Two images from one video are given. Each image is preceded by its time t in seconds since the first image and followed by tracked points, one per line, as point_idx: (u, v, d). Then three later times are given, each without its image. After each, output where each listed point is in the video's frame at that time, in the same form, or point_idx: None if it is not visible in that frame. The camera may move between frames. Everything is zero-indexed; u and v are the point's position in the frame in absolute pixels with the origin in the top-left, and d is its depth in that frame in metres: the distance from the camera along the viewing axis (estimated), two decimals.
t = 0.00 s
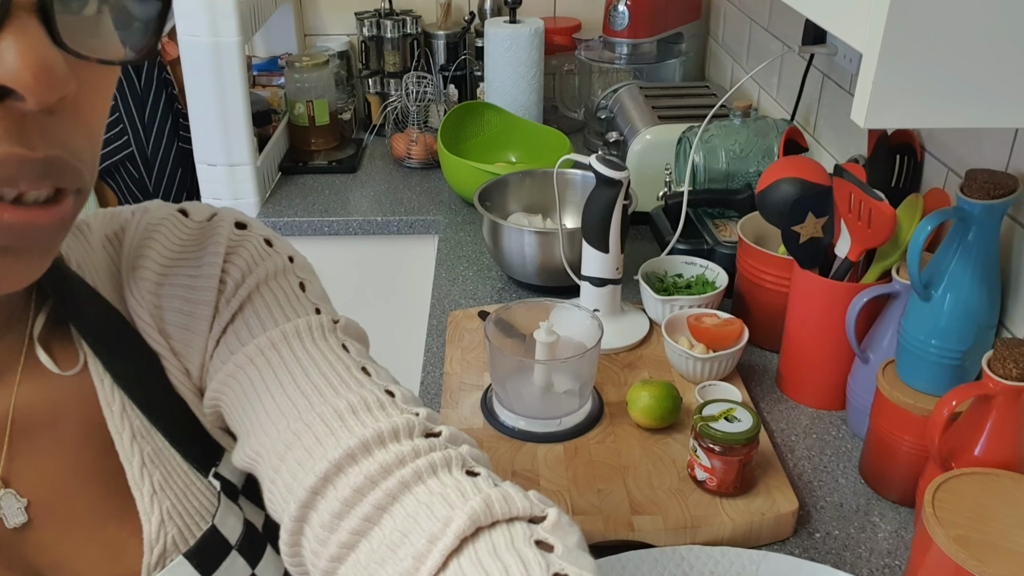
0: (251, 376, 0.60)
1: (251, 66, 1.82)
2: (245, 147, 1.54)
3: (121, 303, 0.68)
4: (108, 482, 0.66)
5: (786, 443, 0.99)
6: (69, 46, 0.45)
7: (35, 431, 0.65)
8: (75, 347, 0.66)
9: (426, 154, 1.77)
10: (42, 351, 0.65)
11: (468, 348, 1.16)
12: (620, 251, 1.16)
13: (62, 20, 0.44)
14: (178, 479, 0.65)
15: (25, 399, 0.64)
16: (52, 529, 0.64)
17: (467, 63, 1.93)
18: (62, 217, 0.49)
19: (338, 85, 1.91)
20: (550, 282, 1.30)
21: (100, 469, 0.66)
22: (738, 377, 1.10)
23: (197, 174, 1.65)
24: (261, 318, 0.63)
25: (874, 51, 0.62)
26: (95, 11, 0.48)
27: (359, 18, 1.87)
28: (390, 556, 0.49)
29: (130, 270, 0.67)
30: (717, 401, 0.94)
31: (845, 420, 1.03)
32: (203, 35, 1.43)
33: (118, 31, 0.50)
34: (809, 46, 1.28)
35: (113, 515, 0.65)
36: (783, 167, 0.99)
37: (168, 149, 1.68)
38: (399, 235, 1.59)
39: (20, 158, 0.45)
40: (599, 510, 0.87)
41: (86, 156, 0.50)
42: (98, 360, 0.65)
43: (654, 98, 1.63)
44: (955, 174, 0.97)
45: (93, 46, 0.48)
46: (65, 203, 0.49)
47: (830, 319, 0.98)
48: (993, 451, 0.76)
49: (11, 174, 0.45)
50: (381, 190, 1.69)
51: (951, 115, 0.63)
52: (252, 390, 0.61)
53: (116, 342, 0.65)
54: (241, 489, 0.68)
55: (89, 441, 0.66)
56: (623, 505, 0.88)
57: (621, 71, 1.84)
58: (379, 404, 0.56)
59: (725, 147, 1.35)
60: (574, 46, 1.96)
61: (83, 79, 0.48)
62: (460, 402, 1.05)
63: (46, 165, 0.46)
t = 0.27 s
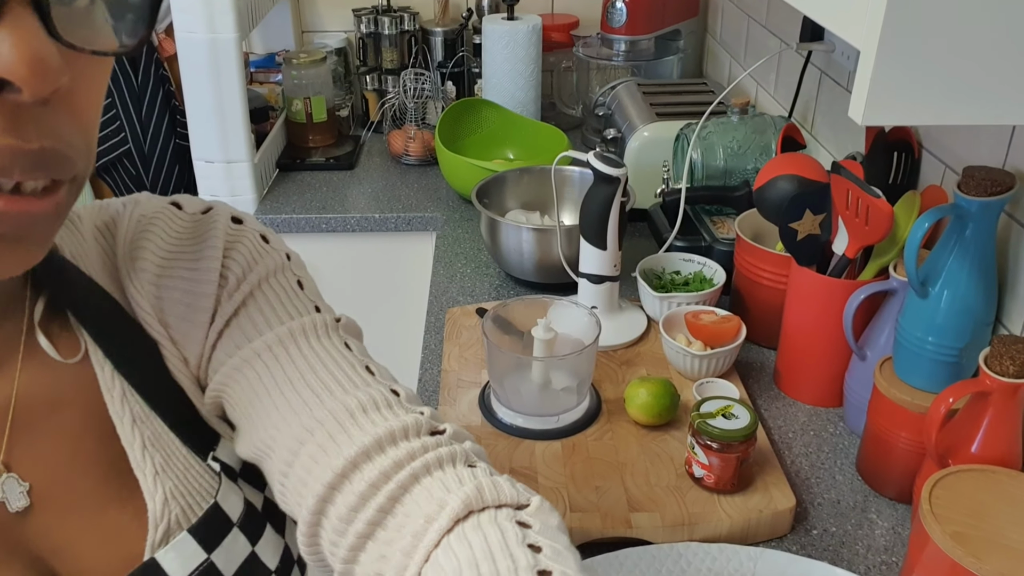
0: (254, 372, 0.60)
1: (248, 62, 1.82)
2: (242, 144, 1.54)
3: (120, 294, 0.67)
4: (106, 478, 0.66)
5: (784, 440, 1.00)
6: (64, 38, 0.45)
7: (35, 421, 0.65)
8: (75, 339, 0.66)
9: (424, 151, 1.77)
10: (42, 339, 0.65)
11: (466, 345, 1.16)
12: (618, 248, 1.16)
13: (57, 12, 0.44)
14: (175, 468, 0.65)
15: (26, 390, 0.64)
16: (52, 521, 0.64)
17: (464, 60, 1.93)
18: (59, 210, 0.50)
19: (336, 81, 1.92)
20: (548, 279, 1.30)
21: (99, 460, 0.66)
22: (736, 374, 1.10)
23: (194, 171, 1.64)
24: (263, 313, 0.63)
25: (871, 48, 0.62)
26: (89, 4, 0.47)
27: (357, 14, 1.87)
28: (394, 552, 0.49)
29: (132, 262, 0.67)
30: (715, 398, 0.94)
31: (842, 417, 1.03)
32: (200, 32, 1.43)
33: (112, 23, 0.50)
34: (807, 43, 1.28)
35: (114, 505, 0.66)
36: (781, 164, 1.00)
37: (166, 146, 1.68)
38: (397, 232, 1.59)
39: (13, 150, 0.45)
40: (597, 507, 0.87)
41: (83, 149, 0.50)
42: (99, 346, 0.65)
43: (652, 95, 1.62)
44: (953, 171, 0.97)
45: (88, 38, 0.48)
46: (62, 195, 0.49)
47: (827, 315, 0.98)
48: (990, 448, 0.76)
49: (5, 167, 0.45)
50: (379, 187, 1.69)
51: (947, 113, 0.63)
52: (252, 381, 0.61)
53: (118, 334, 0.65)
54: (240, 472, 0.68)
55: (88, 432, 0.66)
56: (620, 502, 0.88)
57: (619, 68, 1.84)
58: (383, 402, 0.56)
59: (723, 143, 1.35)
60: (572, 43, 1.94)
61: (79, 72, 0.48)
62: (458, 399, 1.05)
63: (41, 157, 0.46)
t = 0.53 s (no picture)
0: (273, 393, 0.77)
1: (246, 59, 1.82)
2: (240, 141, 1.53)
3: (138, 268, 0.74)
4: (117, 440, 0.68)
5: (782, 437, 1.00)
6: (88, 24, 0.47)
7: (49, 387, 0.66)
8: (97, 306, 0.69)
9: (422, 148, 1.77)
10: (72, 304, 0.68)
11: (465, 342, 1.16)
12: (616, 245, 1.16)
13: None
14: (198, 414, 0.71)
15: (47, 356, 0.66)
16: (68, 485, 0.65)
17: (463, 57, 1.92)
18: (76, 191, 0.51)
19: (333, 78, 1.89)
20: (546, 276, 1.30)
21: (114, 422, 0.68)
22: (734, 371, 1.10)
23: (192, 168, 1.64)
24: (278, 349, 0.80)
25: (870, 45, 0.62)
26: None
27: (355, 11, 1.86)
28: (375, 482, 0.77)
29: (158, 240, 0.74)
30: (714, 395, 0.94)
31: (839, 414, 1.03)
32: (198, 29, 1.42)
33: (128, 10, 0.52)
34: (805, 40, 1.28)
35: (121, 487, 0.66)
36: (778, 161, 1.00)
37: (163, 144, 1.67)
38: (395, 229, 1.59)
39: (40, 130, 0.47)
40: (596, 504, 0.87)
41: (101, 129, 0.51)
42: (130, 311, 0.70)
43: (650, 92, 1.62)
44: (950, 168, 0.97)
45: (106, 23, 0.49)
46: (83, 176, 0.51)
47: (825, 312, 0.99)
48: (987, 445, 0.77)
49: (28, 146, 0.47)
50: (377, 184, 1.69)
51: (946, 108, 0.63)
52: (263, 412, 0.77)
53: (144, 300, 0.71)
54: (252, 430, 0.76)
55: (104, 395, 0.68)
56: (619, 498, 0.88)
57: (617, 65, 1.84)
58: (400, 443, 0.79)
59: (721, 141, 1.35)
60: (570, 40, 1.97)
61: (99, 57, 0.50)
62: (457, 396, 1.05)
63: (64, 138, 0.48)
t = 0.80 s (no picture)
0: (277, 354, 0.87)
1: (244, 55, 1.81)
2: (238, 138, 1.53)
3: (162, 228, 0.83)
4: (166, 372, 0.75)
5: (780, 434, 1.00)
6: None
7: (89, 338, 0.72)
8: (131, 259, 0.78)
9: (420, 145, 1.77)
10: (111, 254, 0.76)
11: (463, 339, 1.16)
12: (615, 242, 1.16)
13: None
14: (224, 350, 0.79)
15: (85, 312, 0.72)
16: (117, 420, 0.70)
17: (461, 53, 1.92)
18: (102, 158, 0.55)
19: (331, 73, 1.87)
20: (544, 273, 1.30)
21: (150, 367, 0.74)
22: (732, 368, 1.10)
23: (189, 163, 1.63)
24: (278, 321, 0.90)
25: (869, 42, 0.62)
26: None
27: (353, 8, 1.86)
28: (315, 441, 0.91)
29: (171, 197, 0.84)
30: (712, 392, 0.94)
31: (837, 411, 1.04)
32: (196, 25, 1.42)
33: None
34: (803, 37, 1.28)
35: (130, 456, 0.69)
36: (777, 158, 1.00)
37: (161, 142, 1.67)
38: (393, 226, 1.59)
39: (71, 97, 0.52)
40: (594, 501, 0.87)
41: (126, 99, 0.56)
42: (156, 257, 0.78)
43: (649, 89, 1.62)
44: (949, 165, 0.97)
45: None
46: (112, 140, 0.55)
47: (824, 309, 0.99)
48: (985, 441, 0.77)
49: (58, 113, 0.51)
50: (375, 180, 1.69)
51: (944, 106, 0.63)
52: (279, 358, 0.88)
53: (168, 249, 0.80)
54: (270, 365, 0.83)
55: (145, 330, 0.75)
56: (617, 494, 0.88)
57: (615, 62, 1.84)
58: (334, 411, 0.94)
59: (720, 138, 1.35)
60: (569, 36, 1.97)
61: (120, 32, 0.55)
62: (455, 393, 1.05)
63: (92, 105, 0.53)
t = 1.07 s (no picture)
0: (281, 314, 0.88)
1: (241, 53, 1.81)
2: (236, 136, 1.53)
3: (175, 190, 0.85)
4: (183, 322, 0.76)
5: (778, 431, 1.00)
6: None
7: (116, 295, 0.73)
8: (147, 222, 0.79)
9: (418, 143, 1.77)
10: (134, 213, 0.78)
11: (461, 337, 1.16)
12: (613, 240, 1.16)
13: None
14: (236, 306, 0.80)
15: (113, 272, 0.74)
16: (148, 368, 0.72)
17: (459, 51, 1.91)
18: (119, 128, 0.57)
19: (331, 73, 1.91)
20: (543, 271, 1.30)
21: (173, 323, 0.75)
22: (731, 365, 1.10)
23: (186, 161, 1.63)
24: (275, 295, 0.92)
25: (867, 41, 0.62)
26: None
27: (351, 5, 1.86)
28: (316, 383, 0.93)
29: (185, 168, 0.87)
30: (710, 389, 0.94)
31: (835, 408, 1.04)
32: (194, 23, 1.42)
33: None
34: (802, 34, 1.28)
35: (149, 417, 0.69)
36: (774, 156, 1.00)
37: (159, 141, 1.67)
38: (391, 224, 1.59)
39: (85, 75, 0.53)
40: (591, 499, 0.87)
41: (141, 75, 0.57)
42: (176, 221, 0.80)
43: (647, 87, 1.62)
44: (947, 163, 0.97)
45: None
46: (125, 115, 0.57)
47: (821, 306, 0.99)
48: (982, 439, 0.77)
49: (76, 87, 0.52)
50: (373, 178, 1.69)
51: (941, 105, 0.63)
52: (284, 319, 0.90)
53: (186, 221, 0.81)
54: (277, 320, 0.83)
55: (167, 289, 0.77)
56: (615, 492, 0.88)
57: (614, 60, 1.84)
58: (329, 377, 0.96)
59: (718, 135, 1.35)
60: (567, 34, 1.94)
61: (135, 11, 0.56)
62: (453, 390, 1.05)
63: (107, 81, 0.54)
